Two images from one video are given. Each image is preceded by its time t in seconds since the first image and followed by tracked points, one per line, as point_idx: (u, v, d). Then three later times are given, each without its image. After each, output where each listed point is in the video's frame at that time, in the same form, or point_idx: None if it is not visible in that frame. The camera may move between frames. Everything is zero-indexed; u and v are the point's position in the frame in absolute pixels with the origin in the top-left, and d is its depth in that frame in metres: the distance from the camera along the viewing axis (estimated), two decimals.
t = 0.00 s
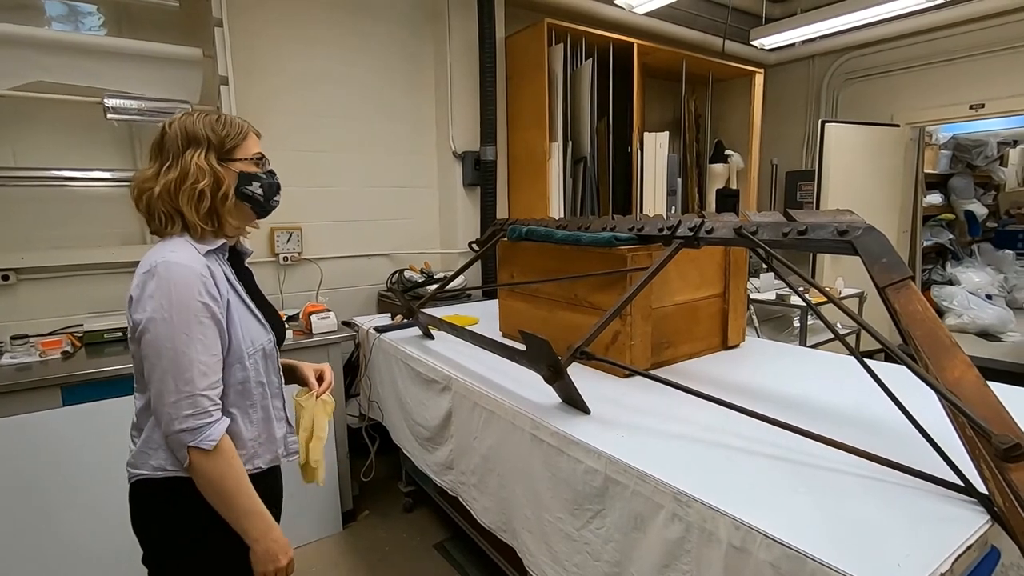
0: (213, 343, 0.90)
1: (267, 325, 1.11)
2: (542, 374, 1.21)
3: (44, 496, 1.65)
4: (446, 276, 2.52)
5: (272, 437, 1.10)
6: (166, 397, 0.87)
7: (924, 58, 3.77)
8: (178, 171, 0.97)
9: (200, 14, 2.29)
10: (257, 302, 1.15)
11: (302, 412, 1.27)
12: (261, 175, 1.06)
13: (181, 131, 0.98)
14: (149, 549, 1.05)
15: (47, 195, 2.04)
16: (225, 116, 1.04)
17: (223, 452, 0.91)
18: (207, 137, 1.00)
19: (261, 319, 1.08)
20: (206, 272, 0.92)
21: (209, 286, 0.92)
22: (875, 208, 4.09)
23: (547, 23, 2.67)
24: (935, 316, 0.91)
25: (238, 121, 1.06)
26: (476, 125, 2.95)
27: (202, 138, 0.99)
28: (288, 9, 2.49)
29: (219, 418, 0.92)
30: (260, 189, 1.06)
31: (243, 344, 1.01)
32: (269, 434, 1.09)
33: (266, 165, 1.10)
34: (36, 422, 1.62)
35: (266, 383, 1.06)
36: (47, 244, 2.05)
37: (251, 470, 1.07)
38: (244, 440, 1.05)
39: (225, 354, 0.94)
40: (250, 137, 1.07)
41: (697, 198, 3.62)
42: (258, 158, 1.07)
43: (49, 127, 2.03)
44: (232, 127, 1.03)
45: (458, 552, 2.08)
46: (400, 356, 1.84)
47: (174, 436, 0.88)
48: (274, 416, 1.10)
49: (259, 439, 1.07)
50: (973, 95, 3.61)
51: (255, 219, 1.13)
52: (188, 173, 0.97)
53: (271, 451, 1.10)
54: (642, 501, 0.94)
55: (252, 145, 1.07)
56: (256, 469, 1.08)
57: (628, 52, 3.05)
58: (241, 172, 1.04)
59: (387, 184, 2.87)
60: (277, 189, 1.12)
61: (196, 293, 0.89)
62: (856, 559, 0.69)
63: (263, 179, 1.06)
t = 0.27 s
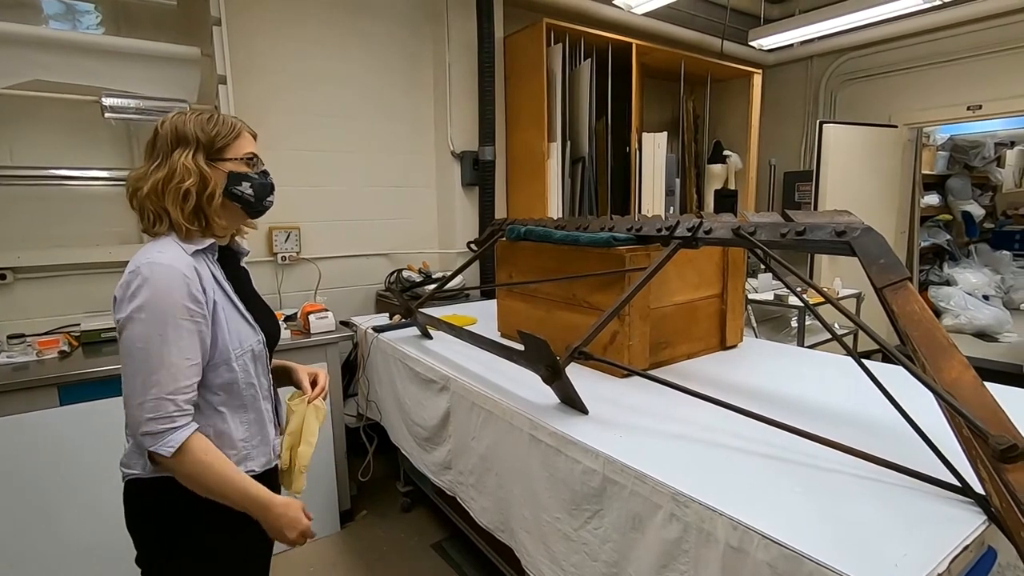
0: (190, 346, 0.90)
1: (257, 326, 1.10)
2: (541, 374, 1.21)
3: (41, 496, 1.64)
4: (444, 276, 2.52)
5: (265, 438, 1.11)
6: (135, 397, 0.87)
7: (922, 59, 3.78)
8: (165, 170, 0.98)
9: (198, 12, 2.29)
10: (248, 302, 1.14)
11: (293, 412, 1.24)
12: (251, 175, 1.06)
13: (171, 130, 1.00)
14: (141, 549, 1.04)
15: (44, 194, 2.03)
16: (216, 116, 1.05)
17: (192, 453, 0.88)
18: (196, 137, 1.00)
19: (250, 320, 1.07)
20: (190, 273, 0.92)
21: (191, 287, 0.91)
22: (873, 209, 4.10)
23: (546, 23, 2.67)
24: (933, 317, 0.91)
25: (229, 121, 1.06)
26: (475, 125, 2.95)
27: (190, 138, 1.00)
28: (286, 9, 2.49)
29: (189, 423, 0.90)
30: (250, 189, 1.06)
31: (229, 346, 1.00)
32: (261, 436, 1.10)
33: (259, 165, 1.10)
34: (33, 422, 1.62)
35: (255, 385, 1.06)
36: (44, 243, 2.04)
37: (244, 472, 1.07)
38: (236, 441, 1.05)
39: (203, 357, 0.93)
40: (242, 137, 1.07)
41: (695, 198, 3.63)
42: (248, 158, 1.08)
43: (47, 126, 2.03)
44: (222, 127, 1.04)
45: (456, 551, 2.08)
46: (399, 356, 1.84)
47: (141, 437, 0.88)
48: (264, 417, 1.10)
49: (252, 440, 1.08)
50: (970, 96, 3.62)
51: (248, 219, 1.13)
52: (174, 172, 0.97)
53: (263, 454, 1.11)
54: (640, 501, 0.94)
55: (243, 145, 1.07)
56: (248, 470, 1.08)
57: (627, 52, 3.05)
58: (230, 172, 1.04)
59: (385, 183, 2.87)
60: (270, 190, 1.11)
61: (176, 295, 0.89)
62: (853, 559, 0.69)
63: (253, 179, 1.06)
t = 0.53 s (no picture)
0: (170, 346, 0.91)
1: (252, 326, 1.11)
2: (540, 374, 1.21)
3: (39, 496, 1.64)
4: (444, 276, 2.52)
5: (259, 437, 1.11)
6: (106, 393, 0.89)
7: (921, 61, 3.78)
8: (157, 174, 0.99)
9: (198, 12, 2.28)
10: (244, 302, 1.15)
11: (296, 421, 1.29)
12: (245, 176, 1.05)
13: (165, 132, 1.01)
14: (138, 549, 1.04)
15: (43, 193, 2.03)
16: (211, 116, 1.05)
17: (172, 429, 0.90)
18: (189, 139, 1.01)
19: (245, 320, 1.08)
20: (180, 275, 0.94)
21: (180, 289, 0.92)
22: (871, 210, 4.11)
23: (545, 24, 2.67)
24: (931, 318, 0.91)
25: (224, 121, 1.06)
26: (474, 125, 2.96)
27: (184, 140, 1.01)
28: (286, 9, 2.49)
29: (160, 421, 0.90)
30: (244, 190, 1.05)
31: (222, 347, 1.01)
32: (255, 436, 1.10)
33: (255, 165, 1.10)
34: (32, 421, 1.62)
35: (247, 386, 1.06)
36: (43, 243, 2.04)
37: (239, 470, 1.07)
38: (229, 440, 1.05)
39: (184, 358, 0.94)
40: (237, 138, 1.07)
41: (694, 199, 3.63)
42: (243, 159, 1.07)
43: (46, 124, 2.02)
44: (216, 128, 1.04)
45: (454, 551, 2.08)
46: (398, 355, 1.84)
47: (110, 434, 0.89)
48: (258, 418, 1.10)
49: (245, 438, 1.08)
50: (969, 97, 3.63)
51: (245, 219, 1.13)
52: (166, 174, 0.98)
53: (258, 453, 1.11)
54: (639, 502, 0.94)
55: (238, 146, 1.07)
56: (243, 469, 1.08)
57: (626, 53, 3.05)
58: (224, 173, 1.03)
59: (385, 183, 2.87)
60: (266, 191, 1.10)
61: (162, 296, 0.90)
62: (851, 560, 0.70)
63: (247, 180, 1.05)
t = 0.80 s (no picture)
0: (169, 346, 0.91)
1: (250, 327, 1.11)
2: (539, 375, 1.21)
3: (38, 497, 1.64)
4: (444, 277, 2.53)
5: (257, 437, 1.11)
6: (105, 393, 0.89)
7: (920, 62, 3.79)
8: (150, 177, 0.99)
9: (199, 13, 2.29)
10: (243, 304, 1.15)
11: (288, 422, 1.27)
12: (239, 179, 1.05)
13: (160, 134, 1.01)
14: (138, 550, 1.04)
15: (44, 193, 2.03)
16: (207, 117, 1.05)
17: (176, 412, 0.92)
18: (183, 141, 1.01)
19: (243, 321, 1.08)
20: (179, 275, 0.94)
21: (178, 290, 0.93)
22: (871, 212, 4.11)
23: (545, 25, 2.67)
24: (929, 320, 0.92)
25: (219, 122, 1.06)
26: (474, 126, 2.96)
27: (178, 143, 1.01)
28: (286, 9, 2.49)
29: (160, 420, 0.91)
30: (238, 193, 1.05)
31: (219, 347, 1.01)
32: (253, 436, 1.10)
33: (250, 167, 1.09)
34: (31, 421, 1.62)
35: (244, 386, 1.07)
36: (43, 243, 2.04)
37: (238, 470, 1.07)
38: (228, 439, 1.06)
39: (183, 357, 0.94)
40: (233, 140, 1.07)
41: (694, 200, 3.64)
42: (238, 161, 1.07)
43: (46, 124, 2.03)
44: (211, 129, 1.04)
45: (453, 551, 2.08)
46: (397, 356, 1.84)
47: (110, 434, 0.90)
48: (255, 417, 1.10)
49: (243, 438, 1.08)
50: (968, 99, 3.63)
51: (242, 221, 1.13)
52: (159, 177, 0.98)
53: (257, 453, 1.11)
54: (638, 503, 0.94)
55: (233, 148, 1.06)
56: (242, 469, 1.08)
57: (626, 54, 3.05)
58: (218, 176, 1.04)
59: (385, 184, 2.88)
60: (262, 193, 1.10)
61: (162, 296, 0.90)
62: (850, 561, 0.70)
63: (241, 182, 1.05)
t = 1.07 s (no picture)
0: (169, 346, 0.91)
1: (249, 327, 1.11)
2: (539, 375, 1.21)
3: (38, 497, 1.64)
4: (443, 277, 2.53)
5: (253, 436, 1.11)
6: (104, 394, 0.89)
7: (920, 64, 3.79)
8: (143, 179, 0.99)
9: (199, 13, 2.29)
10: (243, 304, 1.15)
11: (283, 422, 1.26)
12: (234, 179, 1.05)
13: (153, 136, 1.01)
14: (137, 551, 1.04)
15: (43, 193, 2.03)
16: (200, 116, 1.04)
17: (177, 414, 0.92)
18: (176, 142, 1.01)
19: (241, 320, 1.08)
20: (178, 275, 0.94)
21: (178, 289, 0.93)
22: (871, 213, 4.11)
23: (545, 26, 2.67)
24: (929, 321, 0.92)
25: (212, 122, 1.05)
26: (475, 127, 2.96)
27: (170, 144, 1.01)
28: (286, 9, 2.49)
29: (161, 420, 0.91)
30: (233, 194, 1.05)
31: (219, 347, 1.01)
32: (250, 435, 1.11)
33: (245, 167, 1.09)
34: (31, 421, 1.62)
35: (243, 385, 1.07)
36: (43, 243, 2.04)
37: (236, 470, 1.08)
38: (226, 439, 1.06)
39: (183, 357, 0.94)
40: (227, 140, 1.06)
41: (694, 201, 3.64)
42: (232, 161, 1.07)
43: (46, 124, 2.03)
44: (204, 129, 1.03)
45: (453, 552, 2.08)
46: (397, 356, 1.84)
47: (111, 434, 0.89)
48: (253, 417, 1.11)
49: (240, 438, 1.09)
50: (968, 100, 3.63)
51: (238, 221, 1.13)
52: (152, 179, 0.99)
53: (253, 452, 1.11)
54: (638, 503, 0.94)
55: (227, 148, 1.06)
56: (240, 468, 1.09)
57: (626, 55, 3.06)
58: (212, 177, 1.04)
59: (385, 184, 2.88)
60: (257, 193, 1.10)
61: (161, 296, 0.90)
62: (849, 561, 0.70)
63: (236, 183, 1.05)
